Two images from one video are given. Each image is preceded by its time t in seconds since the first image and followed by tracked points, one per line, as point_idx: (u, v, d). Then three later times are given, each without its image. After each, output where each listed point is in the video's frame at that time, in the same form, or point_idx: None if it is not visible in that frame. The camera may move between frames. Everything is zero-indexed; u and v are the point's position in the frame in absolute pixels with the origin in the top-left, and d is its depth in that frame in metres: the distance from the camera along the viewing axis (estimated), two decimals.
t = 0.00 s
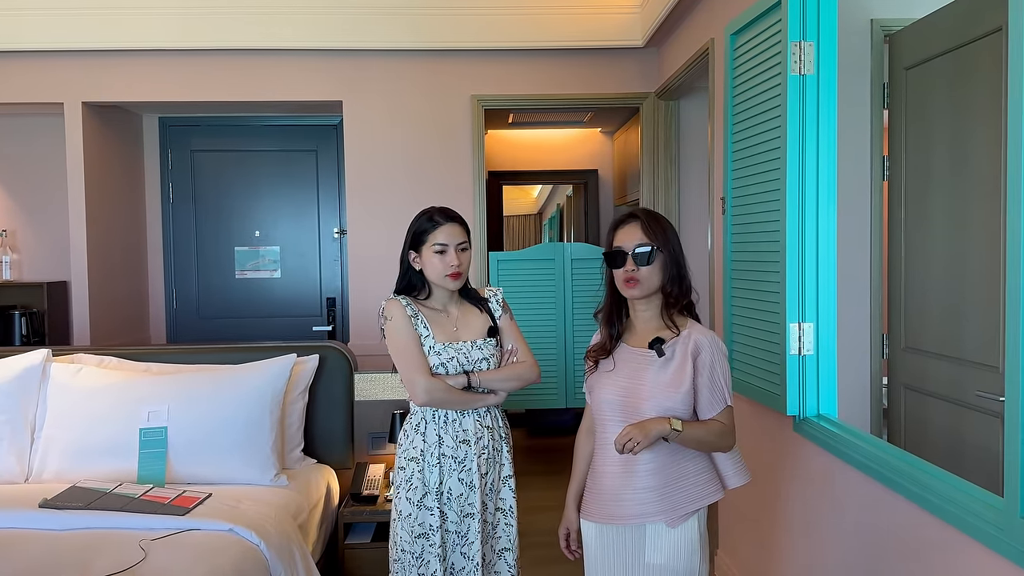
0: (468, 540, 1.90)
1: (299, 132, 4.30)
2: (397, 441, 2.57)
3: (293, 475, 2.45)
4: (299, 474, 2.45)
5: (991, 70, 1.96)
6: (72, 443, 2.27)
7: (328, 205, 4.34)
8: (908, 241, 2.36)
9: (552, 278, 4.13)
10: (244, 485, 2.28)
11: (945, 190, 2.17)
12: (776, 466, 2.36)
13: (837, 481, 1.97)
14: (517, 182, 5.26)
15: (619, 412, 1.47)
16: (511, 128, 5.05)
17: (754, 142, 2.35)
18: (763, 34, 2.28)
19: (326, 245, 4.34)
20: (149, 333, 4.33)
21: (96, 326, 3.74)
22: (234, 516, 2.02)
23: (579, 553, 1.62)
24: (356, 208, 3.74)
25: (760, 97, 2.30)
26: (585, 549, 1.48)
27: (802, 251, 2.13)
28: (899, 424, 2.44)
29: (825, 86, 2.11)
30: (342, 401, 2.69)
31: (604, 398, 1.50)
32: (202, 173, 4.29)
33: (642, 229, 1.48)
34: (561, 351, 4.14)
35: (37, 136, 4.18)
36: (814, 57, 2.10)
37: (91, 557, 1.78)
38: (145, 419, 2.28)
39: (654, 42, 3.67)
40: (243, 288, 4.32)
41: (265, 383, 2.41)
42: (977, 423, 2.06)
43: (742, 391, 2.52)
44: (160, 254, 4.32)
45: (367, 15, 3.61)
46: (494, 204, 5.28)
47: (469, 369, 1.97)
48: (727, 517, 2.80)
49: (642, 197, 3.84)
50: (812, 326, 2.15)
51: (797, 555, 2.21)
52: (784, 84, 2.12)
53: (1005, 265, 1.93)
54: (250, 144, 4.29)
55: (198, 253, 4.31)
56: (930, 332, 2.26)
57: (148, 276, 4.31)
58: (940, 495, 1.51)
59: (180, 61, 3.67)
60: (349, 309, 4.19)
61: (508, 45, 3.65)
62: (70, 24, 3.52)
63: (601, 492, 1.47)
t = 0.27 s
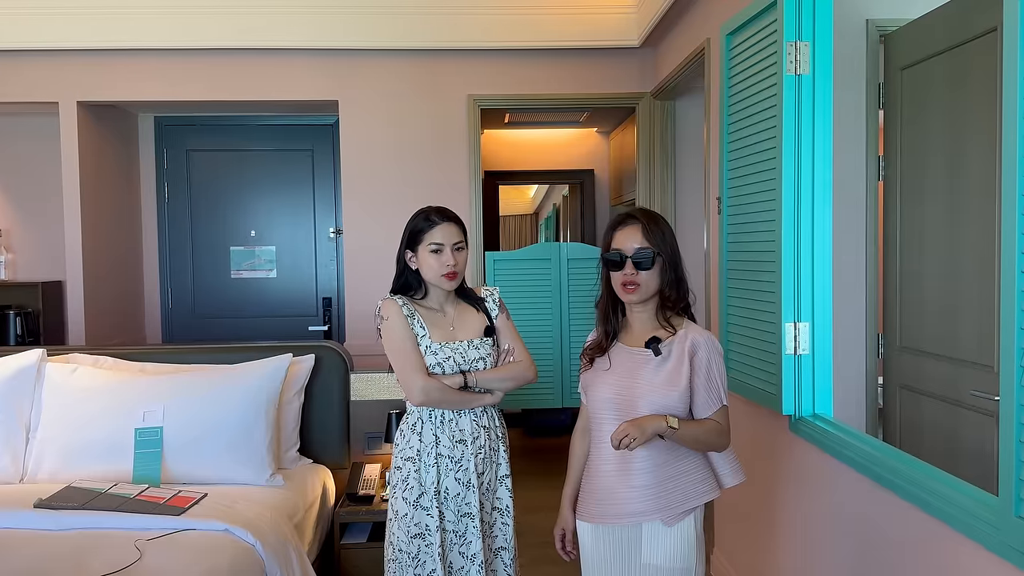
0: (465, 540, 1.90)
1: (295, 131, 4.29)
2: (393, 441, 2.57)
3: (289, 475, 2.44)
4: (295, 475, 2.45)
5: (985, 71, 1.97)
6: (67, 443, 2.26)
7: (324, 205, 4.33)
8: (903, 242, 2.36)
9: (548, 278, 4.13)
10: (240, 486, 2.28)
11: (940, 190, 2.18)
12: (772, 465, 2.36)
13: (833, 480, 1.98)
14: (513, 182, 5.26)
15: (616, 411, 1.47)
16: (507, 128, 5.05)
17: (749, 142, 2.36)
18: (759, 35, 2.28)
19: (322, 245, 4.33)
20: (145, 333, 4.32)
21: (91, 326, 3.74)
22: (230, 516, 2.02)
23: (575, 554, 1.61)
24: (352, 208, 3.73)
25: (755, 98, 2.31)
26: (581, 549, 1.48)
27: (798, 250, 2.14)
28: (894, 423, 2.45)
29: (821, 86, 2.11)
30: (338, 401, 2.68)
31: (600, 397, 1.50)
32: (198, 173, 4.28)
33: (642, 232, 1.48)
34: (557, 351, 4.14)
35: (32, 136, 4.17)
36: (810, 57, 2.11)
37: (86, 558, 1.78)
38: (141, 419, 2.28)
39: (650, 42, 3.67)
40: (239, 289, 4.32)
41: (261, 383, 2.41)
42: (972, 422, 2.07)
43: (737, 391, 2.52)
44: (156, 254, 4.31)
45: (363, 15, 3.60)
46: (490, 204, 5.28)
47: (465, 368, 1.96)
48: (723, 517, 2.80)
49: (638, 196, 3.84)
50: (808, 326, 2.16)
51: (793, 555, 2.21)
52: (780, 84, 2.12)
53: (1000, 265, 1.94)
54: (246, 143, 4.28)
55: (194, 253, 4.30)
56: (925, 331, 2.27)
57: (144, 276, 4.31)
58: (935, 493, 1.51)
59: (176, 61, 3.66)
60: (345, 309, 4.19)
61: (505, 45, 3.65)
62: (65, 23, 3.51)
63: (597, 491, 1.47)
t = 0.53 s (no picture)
0: (463, 540, 1.90)
1: (291, 131, 4.29)
2: (389, 442, 2.57)
3: (285, 475, 2.44)
4: (291, 475, 2.45)
5: (980, 71, 1.97)
6: (62, 443, 2.26)
7: (320, 205, 4.32)
8: (899, 241, 2.37)
9: (545, 278, 4.13)
10: (236, 486, 2.27)
11: (935, 190, 2.18)
12: (768, 465, 2.37)
13: (829, 479, 1.98)
14: (510, 182, 5.26)
15: (614, 412, 1.46)
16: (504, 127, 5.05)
17: (745, 142, 2.36)
18: (754, 35, 2.28)
19: (318, 245, 4.33)
20: (140, 333, 4.31)
21: (86, 326, 3.73)
22: (226, 516, 2.01)
23: (571, 554, 1.62)
24: (348, 207, 3.73)
25: (751, 98, 2.31)
26: (578, 550, 1.48)
27: (794, 250, 2.14)
28: (889, 423, 2.46)
29: (816, 86, 2.11)
30: (334, 400, 2.68)
31: (597, 398, 1.49)
32: (194, 172, 4.27)
33: (632, 232, 1.48)
34: (554, 351, 4.15)
35: (27, 135, 4.16)
36: (805, 57, 2.11)
37: (82, 558, 1.77)
38: (136, 419, 2.27)
39: (647, 42, 3.67)
40: (234, 288, 4.31)
41: (257, 383, 2.41)
42: (967, 421, 2.07)
43: (733, 390, 2.52)
44: (152, 254, 4.30)
45: (360, 14, 3.60)
46: (487, 204, 5.28)
47: (463, 367, 1.96)
48: (719, 517, 2.81)
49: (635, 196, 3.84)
50: (804, 326, 2.16)
51: (790, 554, 2.22)
52: (775, 84, 2.12)
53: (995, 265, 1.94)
54: (242, 143, 4.27)
55: (189, 253, 4.29)
56: (920, 331, 2.27)
57: (139, 275, 4.30)
58: (930, 493, 1.52)
59: (172, 60, 3.66)
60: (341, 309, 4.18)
61: (501, 45, 3.65)
62: (60, 22, 3.50)
63: (594, 492, 1.46)
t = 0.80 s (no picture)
0: (461, 540, 1.90)
1: (287, 131, 4.28)
2: (386, 442, 2.57)
3: (282, 476, 2.44)
4: (287, 475, 2.45)
5: (975, 73, 1.98)
6: (58, 444, 2.25)
7: (317, 205, 4.32)
8: (895, 241, 2.37)
9: (541, 278, 4.13)
10: (232, 486, 2.27)
11: (931, 191, 2.19)
12: (765, 465, 2.37)
13: (825, 479, 1.98)
14: (507, 182, 5.26)
15: (610, 414, 1.46)
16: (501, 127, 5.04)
17: (741, 142, 2.36)
18: (750, 36, 2.29)
19: (315, 246, 4.32)
20: (136, 333, 4.31)
21: (82, 326, 3.72)
22: (222, 516, 2.01)
23: (571, 556, 1.62)
24: (344, 207, 3.73)
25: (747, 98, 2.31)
26: (577, 552, 1.48)
27: (790, 251, 2.14)
28: (885, 423, 2.46)
29: (812, 87, 2.12)
30: (330, 400, 2.68)
31: (594, 401, 1.49)
32: (190, 172, 4.27)
33: (633, 230, 1.48)
34: (550, 351, 4.15)
35: (22, 135, 4.15)
36: (801, 58, 2.11)
37: (77, 559, 1.77)
38: (132, 419, 2.27)
39: (643, 42, 3.68)
40: (231, 289, 4.31)
41: (253, 383, 2.41)
42: (962, 421, 2.08)
43: (729, 390, 2.53)
44: (148, 254, 4.29)
45: (356, 14, 3.60)
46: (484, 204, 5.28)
47: (461, 368, 1.96)
48: (715, 516, 2.81)
49: (631, 196, 3.85)
50: (799, 326, 2.17)
51: (786, 554, 2.22)
52: (771, 84, 2.13)
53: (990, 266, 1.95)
54: (238, 143, 4.27)
55: (185, 253, 4.28)
56: (916, 331, 2.28)
57: (135, 276, 4.29)
58: (926, 493, 1.52)
59: (168, 60, 3.65)
60: (337, 310, 4.18)
61: (498, 45, 3.65)
62: (56, 21, 3.49)
63: (592, 494, 1.46)
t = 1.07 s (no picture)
0: (459, 541, 1.90)
1: (284, 131, 4.28)
2: (382, 442, 2.57)
3: (278, 476, 2.43)
4: (284, 475, 2.45)
5: (970, 73, 1.98)
6: (54, 445, 2.25)
7: (313, 205, 4.32)
8: (890, 241, 2.37)
9: (538, 277, 4.13)
10: (228, 486, 2.27)
11: (927, 192, 2.19)
12: (761, 465, 2.37)
13: (821, 479, 1.99)
14: (503, 182, 5.26)
15: (609, 413, 1.47)
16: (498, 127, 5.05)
17: (737, 143, 2.37)
18: (746, 36, 2.29)
19: (311, 246, 4.32)
20: (132, 333, 4.30)
21: (78, 326, 3.72)
22: (218, 517, 2.01)
23: (570, 556, 1.63)
24: (341, 207, 3.73)
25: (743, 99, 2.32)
26: (576, 552, 1.48)
27: (786, 251, 2.15)
28: (881, 422, 2.47)
29: (808, 87, 2.12)
30: (327, 400, 2.68)
31: (593, 400, 1.49)
32: (186, 172, 4.26)
33: (631, 228, 1.49)
34: (547, 351, 4.15)
35: (18, 135, 4.14)
36: (797, 58, 2.12)
37: (73, 559, 1.77)
38: (128, 420, 2.27)
39: (640, 42, 3.68)
40: (227, 289, 4.30)
41: (249, 383, 2.41)
42: (958, 421, 2.08)
43: (726, 390, 2.53)
44: (144, 254, 4.29)
45: (353, 14, 3.60)
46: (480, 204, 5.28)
47: (458, 369, 1.97)
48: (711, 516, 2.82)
49: (628, 196, 3.85)
50: (796, 326, 2.17)
51: (782, 554, 2.23)
52: (767, 85, 2.13)
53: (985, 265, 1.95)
54: (234, 143, 4.26)
55: (181, 253, 4.28)
56: (912, 331, 2.28)
57: (131, 275, 4.29)
58: (922, 493, 1.53)
59: (165, 59, 3.64)
60: (333, 310, 4.18)
61: (495, 45, 3.65)
62: (52, 21, 3.49)
63: (591, 493, 1.46)
